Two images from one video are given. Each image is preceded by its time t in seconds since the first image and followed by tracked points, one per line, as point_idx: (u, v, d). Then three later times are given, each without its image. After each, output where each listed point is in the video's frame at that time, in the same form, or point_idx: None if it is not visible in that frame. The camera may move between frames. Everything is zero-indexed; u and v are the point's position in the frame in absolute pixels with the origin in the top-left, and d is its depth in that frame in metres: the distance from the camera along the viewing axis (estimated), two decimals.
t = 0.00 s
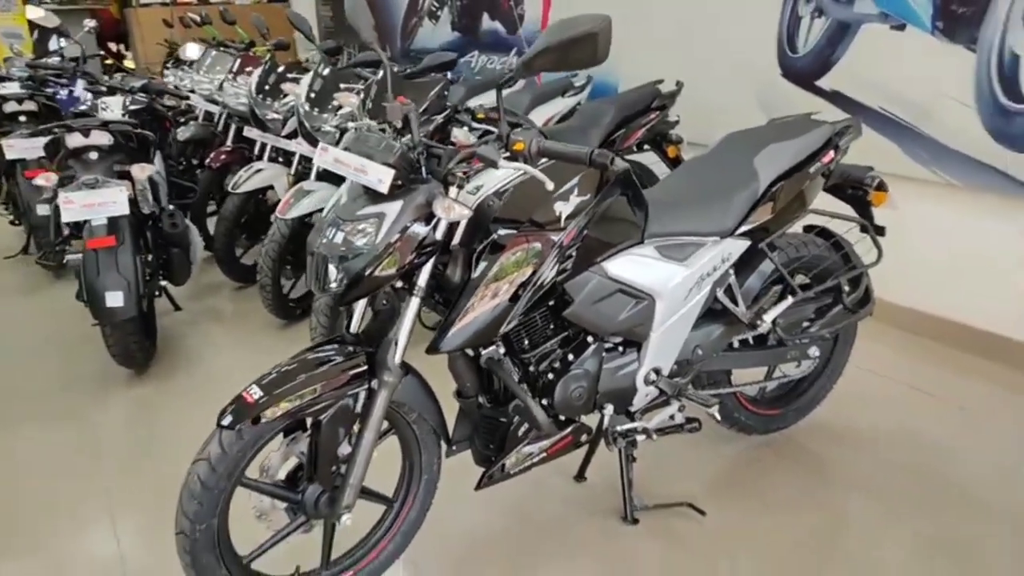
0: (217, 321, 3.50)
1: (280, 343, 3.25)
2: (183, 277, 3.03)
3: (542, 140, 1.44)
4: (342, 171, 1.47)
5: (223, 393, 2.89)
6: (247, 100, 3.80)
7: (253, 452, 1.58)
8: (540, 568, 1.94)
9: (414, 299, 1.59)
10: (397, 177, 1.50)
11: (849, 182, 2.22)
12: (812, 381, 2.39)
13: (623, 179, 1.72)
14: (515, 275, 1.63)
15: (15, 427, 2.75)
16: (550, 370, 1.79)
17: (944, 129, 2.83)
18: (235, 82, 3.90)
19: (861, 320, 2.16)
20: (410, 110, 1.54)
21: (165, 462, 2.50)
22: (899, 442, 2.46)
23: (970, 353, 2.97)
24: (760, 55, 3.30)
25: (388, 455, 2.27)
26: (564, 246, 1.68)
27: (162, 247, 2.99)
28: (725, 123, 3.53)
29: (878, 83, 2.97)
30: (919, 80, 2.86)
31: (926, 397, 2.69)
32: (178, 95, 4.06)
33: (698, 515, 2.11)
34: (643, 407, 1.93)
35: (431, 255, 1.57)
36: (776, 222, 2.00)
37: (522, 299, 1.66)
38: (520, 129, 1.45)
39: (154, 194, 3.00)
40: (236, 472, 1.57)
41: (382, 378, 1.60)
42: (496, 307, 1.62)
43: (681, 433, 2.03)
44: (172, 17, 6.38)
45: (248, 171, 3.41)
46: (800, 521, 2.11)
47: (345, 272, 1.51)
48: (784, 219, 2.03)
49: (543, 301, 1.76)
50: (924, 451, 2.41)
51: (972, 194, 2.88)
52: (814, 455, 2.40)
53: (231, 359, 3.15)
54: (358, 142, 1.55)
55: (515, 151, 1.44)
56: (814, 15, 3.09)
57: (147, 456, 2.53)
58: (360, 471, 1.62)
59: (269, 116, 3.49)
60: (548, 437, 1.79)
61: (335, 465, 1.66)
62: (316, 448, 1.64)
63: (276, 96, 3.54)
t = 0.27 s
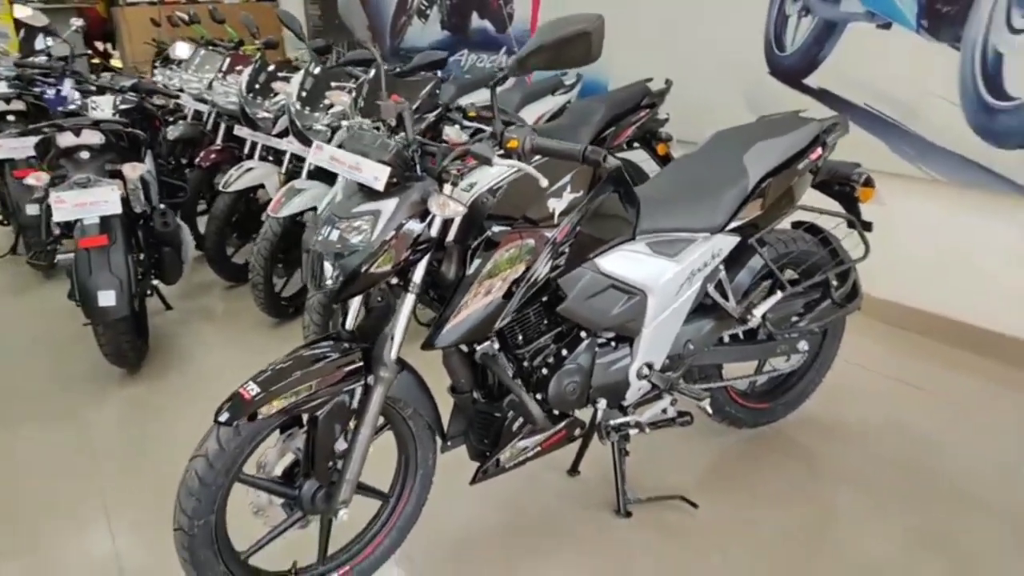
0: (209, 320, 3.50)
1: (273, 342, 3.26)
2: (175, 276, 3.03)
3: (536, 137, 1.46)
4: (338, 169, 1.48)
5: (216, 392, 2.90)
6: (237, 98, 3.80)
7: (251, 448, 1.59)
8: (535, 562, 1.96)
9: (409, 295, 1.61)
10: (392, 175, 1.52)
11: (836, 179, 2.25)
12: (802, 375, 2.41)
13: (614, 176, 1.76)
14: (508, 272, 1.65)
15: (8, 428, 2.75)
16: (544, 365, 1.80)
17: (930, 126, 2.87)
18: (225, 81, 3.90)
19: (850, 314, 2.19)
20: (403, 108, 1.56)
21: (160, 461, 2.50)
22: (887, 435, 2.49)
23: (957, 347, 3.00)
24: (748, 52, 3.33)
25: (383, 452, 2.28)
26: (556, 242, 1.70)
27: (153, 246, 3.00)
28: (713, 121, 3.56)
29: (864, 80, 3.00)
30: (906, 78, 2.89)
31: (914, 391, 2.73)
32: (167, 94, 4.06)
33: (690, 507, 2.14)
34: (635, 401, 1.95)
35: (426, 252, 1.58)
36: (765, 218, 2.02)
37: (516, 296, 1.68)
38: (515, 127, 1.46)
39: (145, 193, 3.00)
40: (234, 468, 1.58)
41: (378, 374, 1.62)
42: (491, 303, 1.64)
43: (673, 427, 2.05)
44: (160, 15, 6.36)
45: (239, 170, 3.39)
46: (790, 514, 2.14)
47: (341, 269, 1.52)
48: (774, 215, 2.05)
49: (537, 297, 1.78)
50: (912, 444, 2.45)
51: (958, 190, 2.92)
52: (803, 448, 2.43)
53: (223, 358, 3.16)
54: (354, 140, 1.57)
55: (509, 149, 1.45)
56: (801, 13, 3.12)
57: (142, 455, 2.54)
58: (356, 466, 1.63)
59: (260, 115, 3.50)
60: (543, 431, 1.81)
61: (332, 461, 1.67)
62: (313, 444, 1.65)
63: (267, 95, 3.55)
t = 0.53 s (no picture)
0: (201, 319, 3.50)
1: (266, 340, 3.26)
2: (167, 275, 3.03)
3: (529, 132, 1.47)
4: (330, 166, 1.51)
5: (210, 390, 2.90)
6: (227, 97, 3.80)
7: (246, 445, 1.59)
8: (531, 556, 1.97)
9: (404, 291, 1.61)
10: (386, 172, 1.53)
11: (826, 173, 2.27)
12: (793, 368, 2.43)
13: (607, 171, 1.76)
14: (502, 267, 1.66)
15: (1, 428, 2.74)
16: (538, 360, 1.82)
17: (918, 119, 2.89)
18: (215, 79, 3.89)
19: (840, 307, 2.20)
20: (397, 106, 1.57)
21: (154, 459, 2.50)
22: (879, 427, 2.51)
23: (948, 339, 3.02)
24: (738, 47, 3.34)
25: (378, 449, 2.29)
26: (550, 237, 1.71)
27: (145, 245, 3.00)
28: (704, 116, 3.57)
29: (853, 75, 3.02)
30: (894, 72, 2.91)
31: (905, 383, 2.74)
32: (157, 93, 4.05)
33: (684, 500, 2.15)
34: (629, 395, 1.96)
35: (420, 248, 1.59)
36: (756, 212, 2.03)
37: (510, 291, 1.69)
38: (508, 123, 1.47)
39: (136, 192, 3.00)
40: (230, 465, 1.58)
41: (373, 371, 1.62)
42: (485, 298, 1.65)
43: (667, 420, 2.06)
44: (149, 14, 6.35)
45: (230, 168, 3.38)
46: (784, 505, 2.15)
47: (336, 266, 1.53)
48: (764, 209, 2.06)
49: (531, 293, 1.78)
50: (903, 436, 2.47)
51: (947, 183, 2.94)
52: (796, 440, 2.44)
53: (216, 356, 3.15)
54: (347, 138, 1.58)
55: (503, 145, 1.46)
56: (790, 9, 3.14)
57: (136, 454, 2.54)
58: (352, 462, 1.64)
59: (251, 112, 3.50)
60: (537, 426, 1.82)
61: (328, 457, 1.68)
62: (308, 441, 1.66)
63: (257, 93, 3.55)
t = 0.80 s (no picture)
0: (190, 317, 3.48)
1: (255, 338, 3.25)
2: (155, 273, 3.01)
3: (519, 128, 1.46)
4: (319, 163, 1.50)
5: (199, 389, 2.88)
6: (214, 94, 3.78)
7: (236, 444, 1.58)
8: (522, 553, 1.97)
9: (394, 289, 1.60)
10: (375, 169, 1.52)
11: (815, 168, 2.27)
12: (783, 363, 2.43)
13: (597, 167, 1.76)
14: (493, 264, 1.65)
15: None
16: (530, 357, 1.81)
17: (907, 115, 2.90)
18: (202, 76, 3.87)
19: (830, 302, 2.21)
20: (386, 102, 1.55)
21: (143, 459, 2.49)
22: (869, 422, 2.51)
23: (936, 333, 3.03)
24: (726, 43, 3.34)
25: (368, 447, 2.28)
26: (541, 234, 1.70)
27: (133, 243, 2.97)
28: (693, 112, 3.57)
29: (842, 70, 3.03)
30: (882, 67, 2.92)
31: (894, 377, 2.75)
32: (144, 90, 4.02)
33: (676, 496, 2.15)
34: (620, 391, 1.96)
35: (410, 245, 1.58)
36: (746, 208, 2.03)
37: (501, 288, 1.68)
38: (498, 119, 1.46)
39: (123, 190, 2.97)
40: (219, 465, 1.57)
41: (364, 369, 1.61)
42: (476, 295, 1.64)
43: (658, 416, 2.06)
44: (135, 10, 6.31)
45: (218, 165, 3.36)
46: (775, 500, 2.16)
47: (325, 264, 1.51)
48: (754, 204, 2.06)
49: (521, 289, 1.78)
50: (892, 430, 2.47)
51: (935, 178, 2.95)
52: (787, 435, 2.45)
53: (205, 355, 3.14)
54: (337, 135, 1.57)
55: (493, 140, 1.45)
56: (778, 5, 3.15)
57: (125, 453, 2.52)
58: (343, 461, 1.63)
59: (238, 110, 3.48)
60: (529, 423, 1.81)
61: (319, 456, 1.67)
62: (299, 440, 1.65)
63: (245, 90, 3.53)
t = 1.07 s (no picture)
0: (177, 316, 3.44)
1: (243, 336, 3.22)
2: (141, 271, 2.98)
3: (507, 121, 1.44)
4: (305, 159, 1.46)
5: (186, 388, 2.85)
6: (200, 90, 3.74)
7: (221, 445, 1.55)
8: (514, 550, 1.95)
9: (382, 285, 1.57)
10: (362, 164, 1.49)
11: (806, 161, 2.25)
12: (776, 357, 2.42)
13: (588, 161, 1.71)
14: (482, 260, 1.63)
15: None
16: (520, 354, 1.79)
17: (898, 106, 2.88)
18: (187, 72, 3.82)
19: (822, 295, 2.19)
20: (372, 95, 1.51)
21: (129, 459, 2.46)
22: (861, 415, 2.50)
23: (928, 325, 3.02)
24: (716, 36, 3.32)
25: (357, 446, 2.25)
26: (530, 229, 1.68)
27: (118, 242, 2.94)
28: (683, 106, 3.54)
29: (832, 62, 3.01)
30: (873, 59, 2.90)
31: (887, 370, 2.74)
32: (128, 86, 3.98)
33: (669, 492, 2.13)
34: (612, 387, 1.94)
35: (398, 241, 1.55)
36: (737, 201, 2.01)
37: (491, 284, 1.65)
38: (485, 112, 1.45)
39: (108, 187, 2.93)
40: (204, 466, 1.54)
41: (352, 367, 1.59)
42: (465, 292, 1.62)
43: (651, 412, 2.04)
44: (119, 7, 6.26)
45: (204, 162, 3.34)
46: (768, 495, 2.14)
47: (311, 261, 1.49)
48: (746, 198, 2.04)
49: (512, 285, 1.75)
50: (885, 423, 2.46)
51: (926, 170, 2.94)
52: (780, 430, 2.43)
53: (193, 354, 3.10)
54: (322, 129, 1.54)
55: (481, 135, 1.43)
56: None
57: (111, 454, 2.49)
58: (331, 461, 1.60)
59: (224, 105, 3.44)
60: (520, 420, 1.79)
61: (306, 456, 1.64)
62: (286, 440, 1.62)
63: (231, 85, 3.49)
